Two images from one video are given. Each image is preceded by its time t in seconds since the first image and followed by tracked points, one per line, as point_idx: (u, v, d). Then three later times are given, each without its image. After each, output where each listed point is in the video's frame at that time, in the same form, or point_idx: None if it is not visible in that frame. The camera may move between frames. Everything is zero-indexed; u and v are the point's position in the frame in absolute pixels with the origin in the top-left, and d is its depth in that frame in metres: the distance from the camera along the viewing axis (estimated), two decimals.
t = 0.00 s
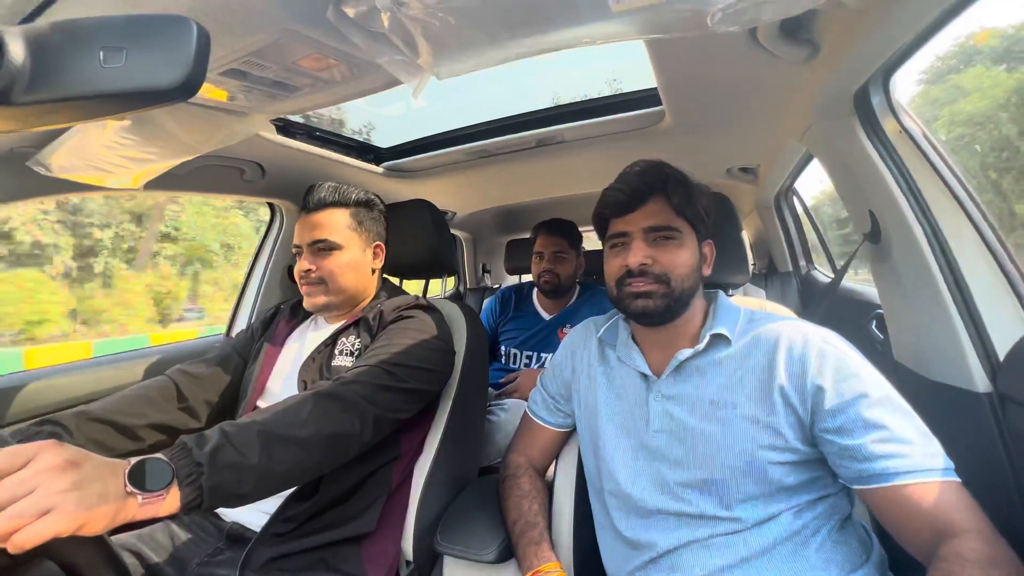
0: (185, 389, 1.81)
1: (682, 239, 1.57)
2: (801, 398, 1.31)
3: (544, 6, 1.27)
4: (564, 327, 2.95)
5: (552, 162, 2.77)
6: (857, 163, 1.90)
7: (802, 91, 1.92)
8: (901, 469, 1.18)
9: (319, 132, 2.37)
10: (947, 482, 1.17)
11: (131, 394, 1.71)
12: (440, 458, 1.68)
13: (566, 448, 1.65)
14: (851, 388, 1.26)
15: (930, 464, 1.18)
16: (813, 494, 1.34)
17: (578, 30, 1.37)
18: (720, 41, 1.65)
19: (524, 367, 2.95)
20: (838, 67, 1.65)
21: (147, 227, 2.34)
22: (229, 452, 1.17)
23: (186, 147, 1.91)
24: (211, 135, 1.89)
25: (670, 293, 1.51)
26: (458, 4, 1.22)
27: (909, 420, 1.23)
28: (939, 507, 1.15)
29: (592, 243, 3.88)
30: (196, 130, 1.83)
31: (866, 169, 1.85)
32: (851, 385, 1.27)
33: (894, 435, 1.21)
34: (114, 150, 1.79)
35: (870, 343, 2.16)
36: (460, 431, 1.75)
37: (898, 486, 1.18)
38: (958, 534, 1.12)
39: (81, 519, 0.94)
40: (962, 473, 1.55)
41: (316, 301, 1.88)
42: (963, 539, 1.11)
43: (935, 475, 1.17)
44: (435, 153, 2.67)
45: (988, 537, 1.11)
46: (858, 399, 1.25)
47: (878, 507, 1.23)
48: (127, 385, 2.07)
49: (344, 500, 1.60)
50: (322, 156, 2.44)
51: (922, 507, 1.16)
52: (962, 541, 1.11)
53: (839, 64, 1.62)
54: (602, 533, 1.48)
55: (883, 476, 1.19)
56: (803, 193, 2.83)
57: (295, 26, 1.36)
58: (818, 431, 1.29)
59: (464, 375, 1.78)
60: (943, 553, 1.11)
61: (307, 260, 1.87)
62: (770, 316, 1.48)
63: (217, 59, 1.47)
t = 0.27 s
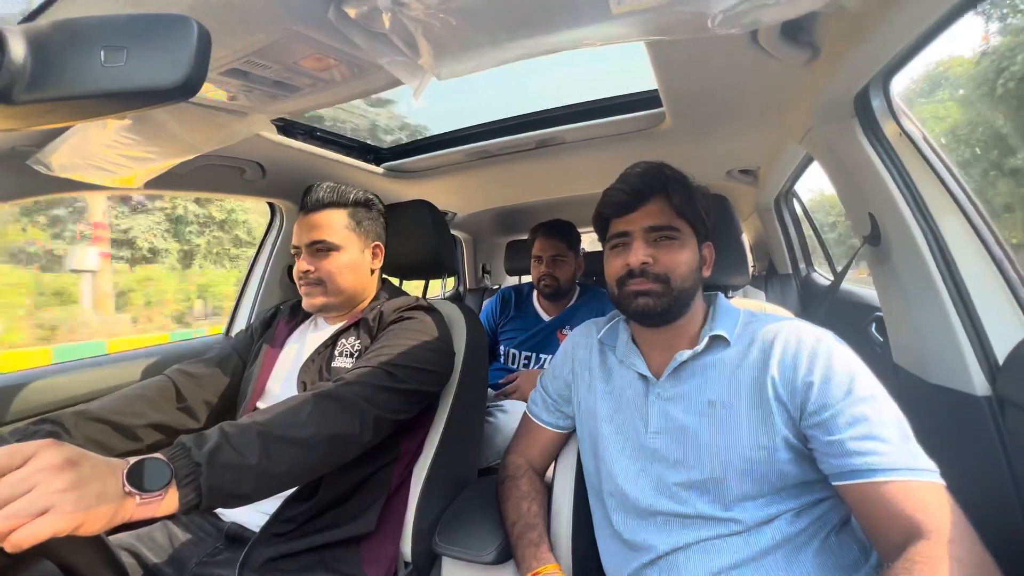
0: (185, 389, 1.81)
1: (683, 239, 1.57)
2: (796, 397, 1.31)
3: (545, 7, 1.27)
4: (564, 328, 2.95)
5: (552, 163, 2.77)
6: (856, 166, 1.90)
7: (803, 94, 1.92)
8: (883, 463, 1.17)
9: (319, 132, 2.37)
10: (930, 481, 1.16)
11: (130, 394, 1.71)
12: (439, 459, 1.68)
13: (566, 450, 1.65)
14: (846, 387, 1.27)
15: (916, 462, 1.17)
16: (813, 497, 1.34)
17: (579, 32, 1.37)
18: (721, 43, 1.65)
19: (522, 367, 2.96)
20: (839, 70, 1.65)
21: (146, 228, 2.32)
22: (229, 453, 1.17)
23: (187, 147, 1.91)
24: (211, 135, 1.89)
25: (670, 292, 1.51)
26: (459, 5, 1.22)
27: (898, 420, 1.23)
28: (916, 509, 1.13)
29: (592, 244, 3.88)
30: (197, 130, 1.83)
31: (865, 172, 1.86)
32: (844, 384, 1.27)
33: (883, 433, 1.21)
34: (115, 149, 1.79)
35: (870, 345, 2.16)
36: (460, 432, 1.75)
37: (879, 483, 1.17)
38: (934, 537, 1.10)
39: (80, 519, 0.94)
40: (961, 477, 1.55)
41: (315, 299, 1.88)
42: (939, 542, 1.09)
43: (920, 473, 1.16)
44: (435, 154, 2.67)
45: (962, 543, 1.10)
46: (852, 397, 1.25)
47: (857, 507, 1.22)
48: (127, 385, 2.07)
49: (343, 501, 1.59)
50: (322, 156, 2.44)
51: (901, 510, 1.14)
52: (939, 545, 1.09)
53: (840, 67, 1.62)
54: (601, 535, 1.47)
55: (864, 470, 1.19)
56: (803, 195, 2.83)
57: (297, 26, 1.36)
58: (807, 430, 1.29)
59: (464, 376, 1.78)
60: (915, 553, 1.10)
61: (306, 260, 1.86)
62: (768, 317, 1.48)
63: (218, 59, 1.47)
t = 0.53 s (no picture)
0: (185, 389, 1.81)
1: (683, 238, 1.58)
2: (788, 391, 1.32)
3: (545, 7, 1.27)
4: (564, 327, 2.95)
5: (552, 163, 2.77)
6: (856, 165, 1.91)
7: (803, 93, 1.92)
8: (863, 451, 1.17)
9: (320, 132, 2.37)
10: (909, 473, 1.15)
11: (130, 393, 1.71)
12: (440, 458, 1.68)
13: (566, 450, 1.65)
14: (839, 381, 1.27)
15: (898, 452, 1.17)
16: (815, 494, 1.33)
17: (579, 31, 1.37)
18: (721, 43, 1.65)
19: (522, 366, 2.96)
20: (839, 70, 1.65)
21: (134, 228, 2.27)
22: (229, 453, 1.17)
23: (187, 146, 1.91)
24: (211, 134, 1.89)
25: (672, 291, 1.51)
26: (459, 5, 1.22)
27: (886, 414, 1.23)
28: (884, 501, 1.12)
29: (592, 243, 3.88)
30: (197, 129, 1.83)
31: (864, 170, 1.86)
32: (836, 378, 1.28)
33: (869, 425, 1.20)
34: (115, 148, 1.79)
35: (870, 345, 2.16)
36: (460, 432, 1.75)
37: (854, 472, 1.17)
38: (899, 530, 1.09)
39: (80, 518, 0.94)
40: (961, 476, 1.55)
41: (318, 298, 1.88)
42: (906, 535, 1.08)
43: (900, 463, 1.15)
44: (436, 153, 2.67)
45: (932, 539, 1.08)
46: (843, 390, 1.26)
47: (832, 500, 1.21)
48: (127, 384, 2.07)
49: (343, 500, 1.60)
50: (322, 155, 2.44)
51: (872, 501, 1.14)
52: (905, 538, 1.07)
53: (840, 66, 1.62)
54: (601, 533, 1.47)
55: (844, 459, 1.19)
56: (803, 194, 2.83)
57: (296, 25, 1.36)
58: (797, 423, 1.29)
59: (464, 376, 1.78)
60: (879, 546, 1.08)
61: (310, 259, 1.87)
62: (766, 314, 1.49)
63: (218, 59, 1.47)
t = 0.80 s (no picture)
0: (185, 387, 1.81)
1: (678, 237, 1.58)
2: (782, 385, 1.32)
3: (545, 4, 1.27)
4: (563, 324, 2.95)
5: (552, 160, 2.77)
6: (855, 162, 1.91)
7: (802, 91, 1.92)
8: (846, 442, 1.17)
9: (319, 130, 2.37)
10: (892, 464, 1.14)
11: (130, 391, 1.70)
12: (439, 456, 1.68)
13: (565, 447, 1.64)
14: (832, 375, 1.27)
15: (882, 443, 1.16)
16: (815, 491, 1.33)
17: (579, 29, 1.37)
18: (721, 40, 1.65)
19: (520, 361, 2.94)
20: (839, 67, 1.64)
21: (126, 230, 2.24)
22: (228, 451, 1.17)
23: (186, 144, 1.91)
24: (210, 132, 1.88)
25: (669, 289, 1.51)
26: (459, 3, 1.22)
27: (876, 407, 1.23)
28: (861, 493, 1.13)
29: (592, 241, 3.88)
30: (196, 127, 1.83)
31: (864, 168, 1.86)
32: (827, 372, 1.28)
33: (857, 417, 1.20)
34: (114, 146, 1.79)
35: (869, 343, 2.16)
36: (460, 430, 1.75)
37: (837, 463, 1.17)
38: (875, 521, 1.09)
39: (81, 516, 0.94)
40: (960, 473, 1.55)
41: (319, 295, 1.87)
42: (881, 526, 1.08)
43: (882, 454, 1.15)
44: (435, 151, 2.66)
45: (911, 528, 1.07)
46: (835, 383, 1.26)
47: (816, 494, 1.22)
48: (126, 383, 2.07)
49: (344, 498, 1.60)
50: (321, 153, 2.44)
51: (850, 494, 1.14)
52: (879, 529, 1.07)
53: (840, 64, 1.62)
54: (601, 530, 1.47)
55: (828, 451, 1.19)
56: (803, 192, 2.83)
57: (295, 22, 1.36)
58: (789, 417, 1.29)
59: (464, 374, 1.78)
60: (855, 538, 1.09)
61: (313, 255, 1.86)
62: (763, 311, 1.49)
63: (217, 56, 1.47)
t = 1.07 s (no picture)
0: (185, 386, 1.81)
1: (681, 230, 1.57)
2: (780, 382, 1.31)
3: None
4: (561, 318, 2.94)
5: (551, 155, 2.77)
6: (856, 155, 1.90)
7: (802, 83, 1.92)
8: (834, 438, 1.17)
9: (318, 126, 2.36)
10: (882, 460, 1.14)
11: (131, 390, 1.70)
12: (441, 452, 1.68)
13: (566, 443, 1.65)
14: (830, 371, 1.26)
15: (874, 438, 1.16)
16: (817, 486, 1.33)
17: (578, 22, 1.36)
18: (721, 33, 1.64)
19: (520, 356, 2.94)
20: (839, 58, 1.64)
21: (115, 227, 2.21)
22: (231, 449, 1.17)
23: (184, 141, 1.90)
24: (209, 129, 1.88)
25: (670, 282, 1.51)
26: None
27: (873, 403, 1.22)
28: (845, 487, 1.13)
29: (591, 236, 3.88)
30: (194, 123, 1.82)
31: (865, 161, 1.85)
32: (825, 367, 1.27)
33: (850, 412, 1.19)
34: (112, 144, 1.78)
35: (869, 335, 2.16)
36: (461, 426, 1.74)
37: (825, 458, 1.18)
38: (859, 518, 1.09)
39: (85, 513, 0.94)
40: (960, 464, 1.55)
41: (320, 290, 1.87)
42: (866, 524, 1.08)
43: (872, 450, 1.14)
44: (434, 146, 2.66)
45: (895, 525, 1.08)
46: (832, 379, 1.25)
47: (804, 488, 1.22)
48: (127, 381, 2.07)
49: (346, 495, 1.60)
50: (320, 149, 2.43)
51: (836, 489, 1.14)
52: (863, 528, 1.08)
53: (840, 55, 1.62)
54: (603, 526, 1.47)
55: (818, 446, 1.19)
56: (803, 185, 2.83)
57: (292, 17, 1.35)
58: (786, 413, 1.29)
59: (464, 371, 1.78)
60: (838, 537, 1.09)
61: (315, 249, 1.86)
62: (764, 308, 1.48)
63: (215, 52, 1.46)
